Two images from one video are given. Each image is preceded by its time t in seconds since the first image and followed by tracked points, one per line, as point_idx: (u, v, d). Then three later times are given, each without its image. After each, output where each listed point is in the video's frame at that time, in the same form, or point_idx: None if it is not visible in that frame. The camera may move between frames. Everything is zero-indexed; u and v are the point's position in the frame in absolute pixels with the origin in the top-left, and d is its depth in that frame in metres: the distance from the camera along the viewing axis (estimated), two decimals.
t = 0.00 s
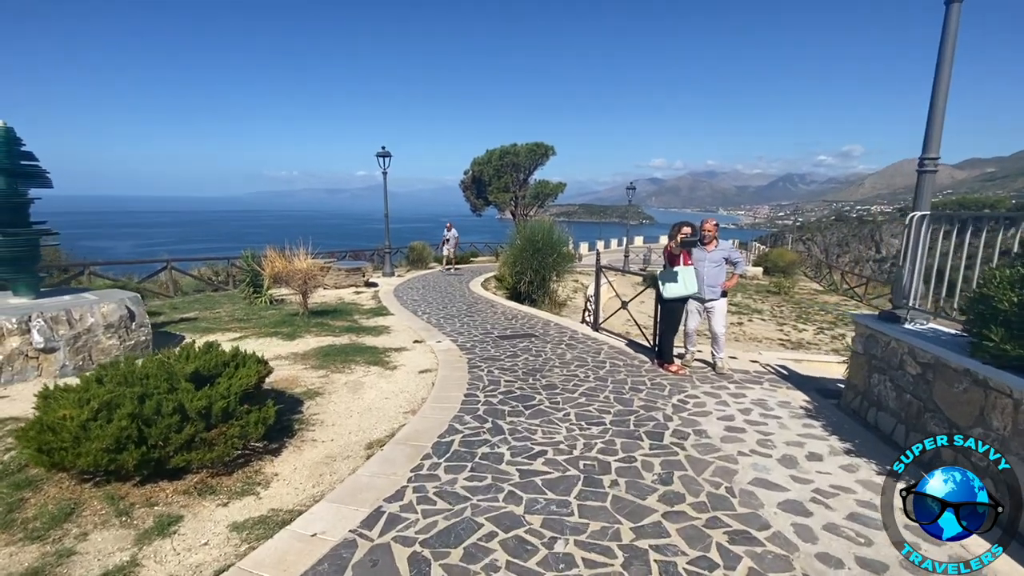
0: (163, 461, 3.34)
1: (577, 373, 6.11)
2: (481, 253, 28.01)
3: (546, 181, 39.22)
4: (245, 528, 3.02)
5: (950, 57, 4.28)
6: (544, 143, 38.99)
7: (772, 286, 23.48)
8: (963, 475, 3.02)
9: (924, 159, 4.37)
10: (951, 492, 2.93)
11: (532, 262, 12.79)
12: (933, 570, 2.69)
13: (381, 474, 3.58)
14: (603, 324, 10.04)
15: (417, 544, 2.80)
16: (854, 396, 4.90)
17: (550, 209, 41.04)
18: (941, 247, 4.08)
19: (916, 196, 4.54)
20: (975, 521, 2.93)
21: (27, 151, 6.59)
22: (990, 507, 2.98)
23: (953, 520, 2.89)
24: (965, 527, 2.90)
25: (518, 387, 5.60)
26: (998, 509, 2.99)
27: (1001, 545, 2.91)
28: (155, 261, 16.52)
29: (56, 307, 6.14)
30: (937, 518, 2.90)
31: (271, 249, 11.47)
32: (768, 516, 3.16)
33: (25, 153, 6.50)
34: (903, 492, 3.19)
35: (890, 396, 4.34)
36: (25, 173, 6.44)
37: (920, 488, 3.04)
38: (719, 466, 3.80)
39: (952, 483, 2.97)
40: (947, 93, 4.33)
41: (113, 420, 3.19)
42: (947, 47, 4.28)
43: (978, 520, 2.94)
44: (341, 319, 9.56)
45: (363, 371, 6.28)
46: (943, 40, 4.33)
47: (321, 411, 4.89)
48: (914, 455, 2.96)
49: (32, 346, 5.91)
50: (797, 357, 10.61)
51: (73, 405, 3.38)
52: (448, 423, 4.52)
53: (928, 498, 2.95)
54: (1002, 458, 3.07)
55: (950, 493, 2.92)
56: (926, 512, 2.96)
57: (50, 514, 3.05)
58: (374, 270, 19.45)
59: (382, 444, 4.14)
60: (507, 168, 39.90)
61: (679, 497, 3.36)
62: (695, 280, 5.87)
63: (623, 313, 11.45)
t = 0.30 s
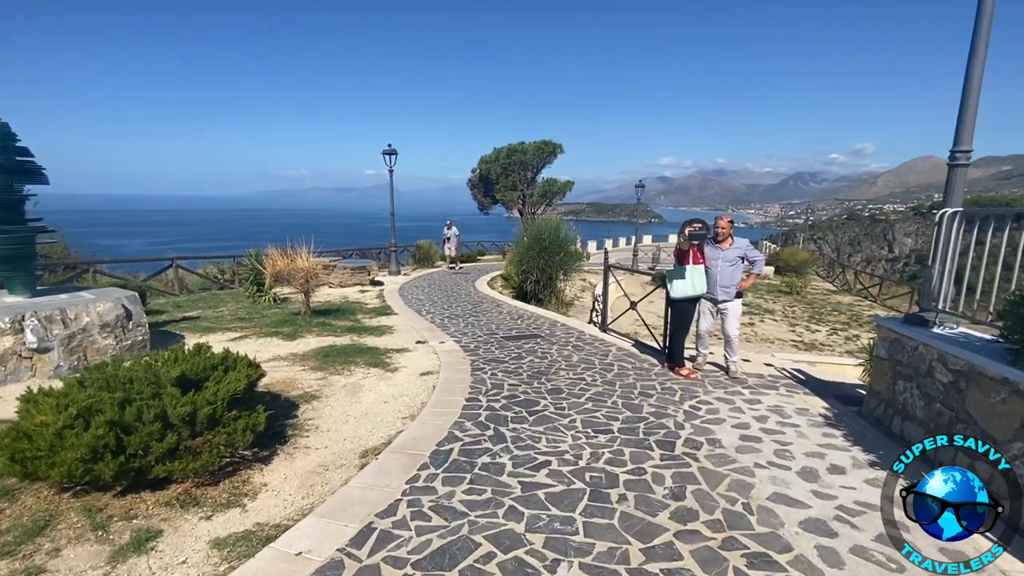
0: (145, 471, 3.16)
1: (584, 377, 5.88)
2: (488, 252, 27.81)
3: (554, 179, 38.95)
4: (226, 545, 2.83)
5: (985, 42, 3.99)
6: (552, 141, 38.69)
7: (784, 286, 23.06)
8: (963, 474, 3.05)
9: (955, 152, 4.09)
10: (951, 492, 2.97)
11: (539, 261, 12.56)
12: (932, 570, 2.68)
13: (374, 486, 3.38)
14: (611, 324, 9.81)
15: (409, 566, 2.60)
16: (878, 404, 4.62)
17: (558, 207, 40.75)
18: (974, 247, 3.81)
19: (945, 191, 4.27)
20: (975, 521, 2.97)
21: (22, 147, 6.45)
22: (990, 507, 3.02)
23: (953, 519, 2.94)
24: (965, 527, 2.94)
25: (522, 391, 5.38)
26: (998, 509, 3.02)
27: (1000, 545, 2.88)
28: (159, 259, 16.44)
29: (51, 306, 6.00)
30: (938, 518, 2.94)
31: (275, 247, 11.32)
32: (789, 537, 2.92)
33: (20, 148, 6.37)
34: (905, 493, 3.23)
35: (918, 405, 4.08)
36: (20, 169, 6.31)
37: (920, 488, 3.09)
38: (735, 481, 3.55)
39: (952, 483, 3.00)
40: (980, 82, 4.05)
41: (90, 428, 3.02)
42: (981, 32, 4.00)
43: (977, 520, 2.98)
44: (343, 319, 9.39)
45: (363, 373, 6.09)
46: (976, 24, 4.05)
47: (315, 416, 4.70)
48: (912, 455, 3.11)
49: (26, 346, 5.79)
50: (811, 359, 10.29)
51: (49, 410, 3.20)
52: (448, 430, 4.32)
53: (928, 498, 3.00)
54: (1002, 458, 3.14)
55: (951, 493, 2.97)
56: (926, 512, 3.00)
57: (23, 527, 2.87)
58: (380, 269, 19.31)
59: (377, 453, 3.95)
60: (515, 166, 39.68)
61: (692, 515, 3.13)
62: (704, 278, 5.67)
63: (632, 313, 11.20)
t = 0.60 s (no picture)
0: (122, 485, 2.98)
1: (591, 382, 5.65)
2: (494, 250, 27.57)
3: (561, 178, 38.67)
4: (204, 567, 2.63)
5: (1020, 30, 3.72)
6: (559, 139, 38.39)
7: (795, 286, 22.67)
8: (964, 474, 3.04)
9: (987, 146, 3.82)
10: (951, 492, 2.97)
11: (544, 261, 12.33)
12: (933, 570, 2.68)
13: (366, 503, 3.17)
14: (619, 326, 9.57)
15: None
16: (903, 415, 4.36)
17: (565, 206, 40.44)
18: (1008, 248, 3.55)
19: (976, 188, 4.00)
20: (975, 521, 2.98)
21: (15, 143, 6.30)
22: (990, 506, 3.03)
23: (953, 519, 2.95)
24: (965, 527, 2.95)
25: (526, 397, 5.16)
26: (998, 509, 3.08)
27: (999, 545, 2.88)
28: (163, 258, 16.32)
29: (43, 307, 5.85)
30: (938, 518, 2.95)
31: (276, 246, 11.16)
32: (813, 563, 2.69)
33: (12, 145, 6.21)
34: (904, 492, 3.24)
35: (946, 417, 3.83)
36: (13, 167, 6.17)
37: (920, 488, 3.10)
38: (752, 499, 3.32)
39: (952, 483, 3.00)
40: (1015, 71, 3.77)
41: (63, 440, 2.84)
42: (1016, 18, 3.73)
43: (977, 519, 2.99)
44: (345, 320, 9.20)
45: (361, 377, 5.88)
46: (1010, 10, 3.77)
47: (310, 423, 4.51)
48: (914, 454, 3.07)
49: (16, 347, 5.64)
50: (824, 363, 10.00)
51: (24, 419, 3.04)
52: (447, 439, 4.11)
53: (928, 498, 3.01)
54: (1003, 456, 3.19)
55: (951, 493, 2.97)
56: (926, 512, 3.01)
57: None
58: (385, 268, 19.12)
59: (371, 464, 3.74)
60: (521, 165, 39.42)
61: (707, 537, 2.90)
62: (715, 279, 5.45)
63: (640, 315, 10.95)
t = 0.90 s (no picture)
0: (97, 499, 2.78)
1: (600, 386, 5.40)
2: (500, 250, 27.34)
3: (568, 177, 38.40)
4: None
5: None
6: (566, 138, 38.08)
7: (806, 286, 22.28)
8: (964, 474, 2.94)
9: None
10: (952, 492, 2.86)
11: (551, 260, 12.09)
12: (933, 570, 2.63)
13: (359, 520, 2.93)
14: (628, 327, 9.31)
15: None
16: (937, 425, 4.07)
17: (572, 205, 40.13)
18: None
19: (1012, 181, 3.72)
20: (975, 521, 2.89)
21: (7, 138, 6.14)
22: (989, 507, 2.95)
23: (953, 520, 2.84)
24: (965, 527, 2.86)
25: (532, 402, 4.92)
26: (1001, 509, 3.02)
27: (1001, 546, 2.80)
28: (167, 257, 16.18)
29: (35, 306, 5.68)
30: (938, 518, 2.86)
31: (278, 245, 10.97)
32: None
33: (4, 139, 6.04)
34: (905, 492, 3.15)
35: (985, 428, 3.55)
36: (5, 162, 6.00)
37: (920, 488, 3.00)
38: (777, 517, 3.06)
39: (952, 483, 2.90)
40: None
41: (32, 451, 2.65)
42: None
43: (977, 520, 2.90)
44: (346, 320, 9.00)
45: (361, 380, 5.67)
46: None
47: (305, 429, 4.29)
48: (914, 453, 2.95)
49: (6, 348, 5.46)
50: (839, 365, 9.70)
51: None
52: (447, 448, 3.88)
53: (928, 498, 2.91)
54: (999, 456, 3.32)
55: (951, 493, 2.86)
56: (927, 512, 2.92)
57: None
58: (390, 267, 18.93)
59: (367, 475, 3.52)
60: (528, 163, 39.16)
61: (730, 561, 2.65)
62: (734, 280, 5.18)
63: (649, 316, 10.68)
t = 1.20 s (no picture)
0: (69, 521, 2.61)
1: (609, 394, 5.16)
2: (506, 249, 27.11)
3: (575, 176, 38.15)
4: None
5: None
6: (574, 137, 37.81)
7: (817, 287, 21.90)
8: (964, 473, 2.68)
9: None
10: (951, 492, 2.62)
11: (558, 261, 11.85)
12: (932, 570, 2.63)
13: (351, 545, 2.72)
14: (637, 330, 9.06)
15: None
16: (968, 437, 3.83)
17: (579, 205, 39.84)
18: None
19: None
20: (975, 521, 2.69)
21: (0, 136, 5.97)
22: (989, 506, 2.75)
23: (953, 520, 2.64)
24: (965, 527, 2.67)
25: (538, 412, 4.68)
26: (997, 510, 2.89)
27: (998, 546, 2.75)
28: (171, 256, 16.05)
29: (27, 308, 5.50)
30: (938, 518, 2.65)
31: (280, 245, 10.79)
32: None
33: None
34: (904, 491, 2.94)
35: None
36: None
37: (919, 488, 2.76)
38: (805, 545, 2.82)
39: (952, 483, 2.65)
40: None
41: None
42: None
43: (977, 520, 2.70)
44: (349, 322, 8.81)
45: (360, 386, 5.46)
46: None
47: (298, 440, 4.08)
48: (911, 453, 2.67)
49: None
50: (855, 370, 9.40)
51: None
52: (448, 463, 3.65)
53: (927, 498, 2.68)
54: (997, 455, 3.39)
55: (951, 493, 2.62)
56: (926, 512, 2.70)
57: None
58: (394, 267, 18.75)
59: (362, 493, 3.30)
60: (535, 163, 38.93)
61: None
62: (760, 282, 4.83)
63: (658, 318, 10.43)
